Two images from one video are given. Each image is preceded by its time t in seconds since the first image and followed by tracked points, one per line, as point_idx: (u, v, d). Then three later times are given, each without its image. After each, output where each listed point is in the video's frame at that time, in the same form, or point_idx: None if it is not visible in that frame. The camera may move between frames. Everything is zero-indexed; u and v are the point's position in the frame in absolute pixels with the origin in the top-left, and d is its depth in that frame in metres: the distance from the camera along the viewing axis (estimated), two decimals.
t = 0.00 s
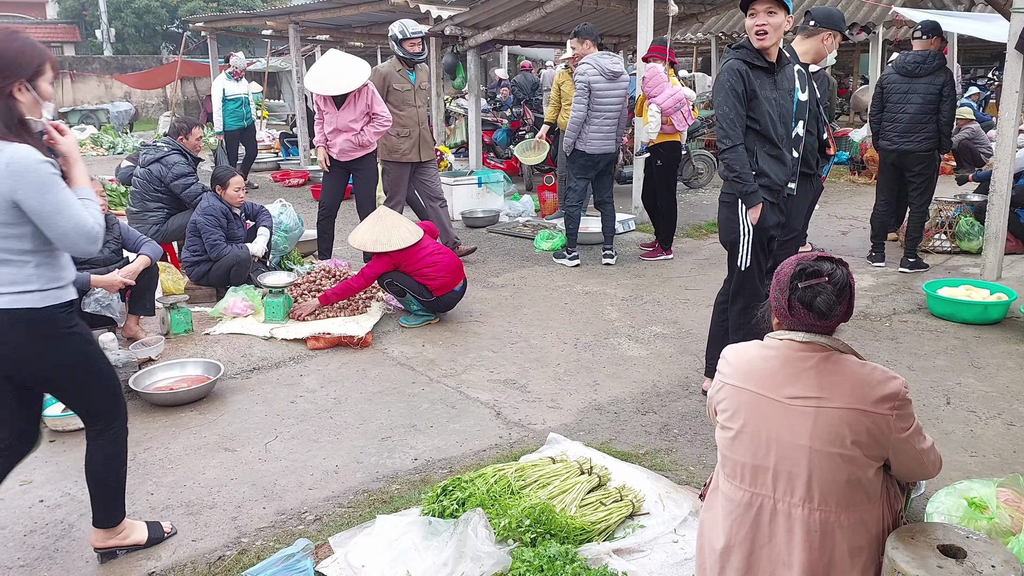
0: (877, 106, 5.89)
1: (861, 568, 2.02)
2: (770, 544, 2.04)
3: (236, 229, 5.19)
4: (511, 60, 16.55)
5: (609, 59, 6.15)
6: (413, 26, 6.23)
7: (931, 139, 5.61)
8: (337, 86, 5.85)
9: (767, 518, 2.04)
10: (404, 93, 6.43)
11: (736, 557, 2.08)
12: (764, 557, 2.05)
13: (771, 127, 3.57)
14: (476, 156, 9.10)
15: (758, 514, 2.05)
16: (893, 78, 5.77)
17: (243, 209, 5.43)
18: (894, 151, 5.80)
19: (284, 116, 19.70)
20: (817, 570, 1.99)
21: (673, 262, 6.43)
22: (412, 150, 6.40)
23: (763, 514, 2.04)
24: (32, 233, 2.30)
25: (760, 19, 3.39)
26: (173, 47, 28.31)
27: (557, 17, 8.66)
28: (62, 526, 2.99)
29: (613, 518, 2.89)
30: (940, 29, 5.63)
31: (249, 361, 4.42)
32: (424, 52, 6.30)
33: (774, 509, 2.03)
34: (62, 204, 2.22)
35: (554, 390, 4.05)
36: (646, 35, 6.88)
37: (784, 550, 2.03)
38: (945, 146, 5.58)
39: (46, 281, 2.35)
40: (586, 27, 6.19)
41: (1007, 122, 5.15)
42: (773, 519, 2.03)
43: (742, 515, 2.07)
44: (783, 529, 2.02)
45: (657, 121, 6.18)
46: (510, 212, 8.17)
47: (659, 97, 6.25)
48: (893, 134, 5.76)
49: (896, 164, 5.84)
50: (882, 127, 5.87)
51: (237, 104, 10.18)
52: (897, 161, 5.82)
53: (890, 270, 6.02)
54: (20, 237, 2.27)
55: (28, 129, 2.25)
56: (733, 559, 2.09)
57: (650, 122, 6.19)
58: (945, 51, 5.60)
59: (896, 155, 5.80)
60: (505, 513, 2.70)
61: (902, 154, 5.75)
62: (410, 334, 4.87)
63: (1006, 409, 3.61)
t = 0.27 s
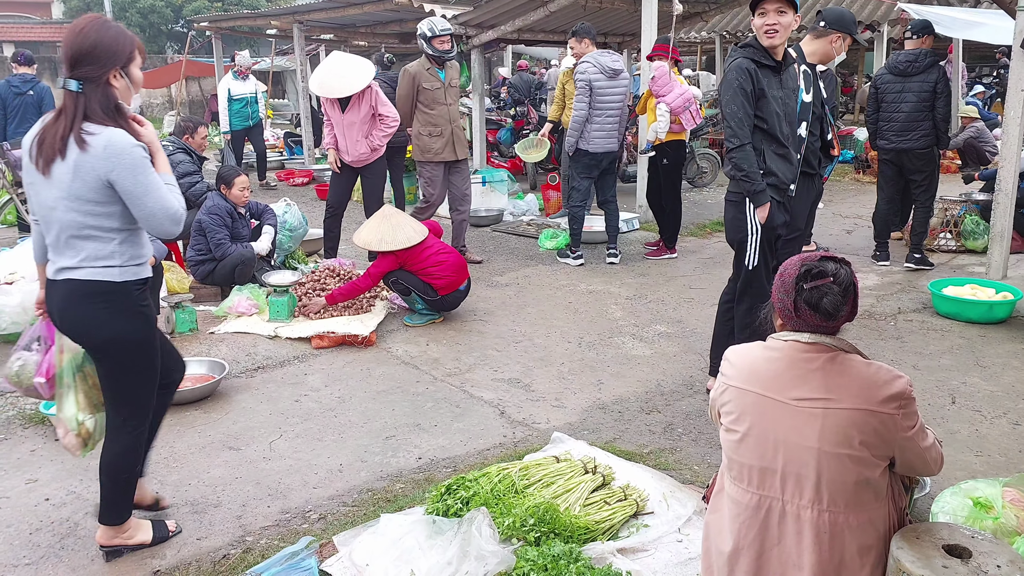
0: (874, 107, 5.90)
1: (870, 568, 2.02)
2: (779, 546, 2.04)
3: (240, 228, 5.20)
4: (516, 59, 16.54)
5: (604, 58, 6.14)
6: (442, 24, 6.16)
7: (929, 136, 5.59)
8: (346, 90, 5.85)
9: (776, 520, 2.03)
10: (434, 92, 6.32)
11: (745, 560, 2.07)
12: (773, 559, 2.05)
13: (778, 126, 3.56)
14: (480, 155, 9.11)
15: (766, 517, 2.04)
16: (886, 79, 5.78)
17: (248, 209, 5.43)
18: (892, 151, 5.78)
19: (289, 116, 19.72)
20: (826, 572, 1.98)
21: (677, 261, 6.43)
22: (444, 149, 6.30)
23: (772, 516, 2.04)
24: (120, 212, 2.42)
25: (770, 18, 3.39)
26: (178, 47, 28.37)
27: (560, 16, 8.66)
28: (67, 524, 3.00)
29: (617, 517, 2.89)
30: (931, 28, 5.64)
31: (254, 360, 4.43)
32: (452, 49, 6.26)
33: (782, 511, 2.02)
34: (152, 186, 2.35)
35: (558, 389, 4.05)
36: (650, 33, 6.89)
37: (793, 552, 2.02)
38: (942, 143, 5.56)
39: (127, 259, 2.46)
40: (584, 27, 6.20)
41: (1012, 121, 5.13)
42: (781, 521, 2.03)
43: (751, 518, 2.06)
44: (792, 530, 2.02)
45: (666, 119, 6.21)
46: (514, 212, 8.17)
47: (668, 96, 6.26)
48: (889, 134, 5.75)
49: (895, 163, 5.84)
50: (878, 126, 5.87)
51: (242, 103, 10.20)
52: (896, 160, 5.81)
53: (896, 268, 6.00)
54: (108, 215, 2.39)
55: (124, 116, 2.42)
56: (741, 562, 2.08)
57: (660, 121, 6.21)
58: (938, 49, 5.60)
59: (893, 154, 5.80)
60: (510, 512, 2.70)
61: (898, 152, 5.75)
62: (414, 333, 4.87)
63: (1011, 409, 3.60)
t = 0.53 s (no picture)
0: (875, 106, 5.89)
1: (874, 570, 2.01)
2: (782, 547, 2.04)
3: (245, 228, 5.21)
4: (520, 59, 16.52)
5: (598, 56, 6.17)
6: (465, 21, 6.11)
7: (929, 135, 5.58)
8: (341, 81, 5.84)
9: (779, 521, 2.03)
10: (456, 90, 6.26)
11: (749, 561, 2.07)
12: (776, 560, 2.05)
13: (783, 126, 3.56)
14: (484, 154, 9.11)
15: (769, 518, 2.04)
16: (887, 77, 5.78)
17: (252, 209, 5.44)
18: (893, 150, 5.77)
19: (294, 116, 19.75)
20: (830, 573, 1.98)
21: (681, 261, 6.42)
22: (463, 148, 6.28)
23: (775, 517, 2.03)
24: (196, 211, 2.57)
25: (775, 19, 3.38)
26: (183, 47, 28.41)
27: (564, 16, 8.66)
28: (72, 523, 3.01)
29: (620, 517, 2.89)
30: (932, 28, 5.67)
31: (258, 360, 4.44)
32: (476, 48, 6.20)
33: (786, 512, 2.02)
34: (222, 187, 2.49)
35: (562, 388, 4.05)
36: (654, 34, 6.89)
37: (797, 553, 2.02)
38: (944, 142, 5.54)
39: (202, 256, 2.62)
40: (575, 30, 6.32)
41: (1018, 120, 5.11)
42: (785, 522, 2.03)
43: (754, 519, 2.06)
44: (795, 531, 2.01)
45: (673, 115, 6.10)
46: (517, 211, 8.17)
47: (675, 96, 6.32)
48: (890, 133, 5.74)
49: (897, 163, 5.83)
50: (880, 125, 5.86)
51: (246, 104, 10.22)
52: (898, 159, 5.79)
53: (901, 268, 5.99)
54: (185, 215, 2.56)
55: (198, 121, 2.55)
56: (745, 563, 2.08)
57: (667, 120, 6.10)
58: (939, 49, 5.59)
59: (895, 152, 5.78)
60: (513, 512, 2.70)
61: (899, 151, 5.74)
62: (418, 333, 4.87)
63: (1017, 409, 3.59)
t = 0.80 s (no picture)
0: (882, 105, 5.88)
1: (876, 570, 2.01)
2: (785, 547, 2.04)
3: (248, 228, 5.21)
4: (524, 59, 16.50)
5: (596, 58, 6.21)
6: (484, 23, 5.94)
7: (936, 136, 5.56)
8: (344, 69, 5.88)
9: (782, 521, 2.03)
10: (475, 95, 6.02)
11: (751, 560, 2.07)
12: (778, 560, 2.05)
13: (788, 126, 3.55)
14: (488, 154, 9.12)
15: (772, 517, 2.04)
16: (895, 76, 5.77)
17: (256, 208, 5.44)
18: (899, 150, 5.76)
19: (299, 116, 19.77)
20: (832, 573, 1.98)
21: (685, 261, 6.41)
22: (483, 154, 6.03)
23: (778, 516, 2.03)
24: (269, 194, 2.73)
25: (779, 19, 3.38)
26: (188, 47, 28.45)
27: (568, 16, 8.65)
28: (77, 522, 3.02)
29: (624, 517, 2.89)
30: (943, 27, 5.62)
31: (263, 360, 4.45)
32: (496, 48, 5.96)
33: (789, 512, 2.02)
34: (290, 169, 2.65)
35: (566, 389, 4.05)
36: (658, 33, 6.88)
37: (800, 553, 2.01)
38: (951, 142, 5.52)
39: (271, 240, 2.78)
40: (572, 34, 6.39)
41: None
42: (787, 522, 2.02)
43: (757, 518, 2.06)
44: (798, 531, 2.01)
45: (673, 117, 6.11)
46: (521, 211, 8.18)
47: (677, 97, 6.33)
48: (896, 132, 5.73)
49: (903, 162, 5.81)
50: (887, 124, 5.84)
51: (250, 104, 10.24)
52: (904, 158, 5.77)
53: (905, 267, 5.97)
54: (259, 197, 2.72)
55: (266, 110, 2.73)
56: (747, 562, 2.08)
57: (669, 120, 6.11)
58: (948, 49, 5.58)
59: (902, 152, 5.76)
60: (517, 512, 2.70)
61: (906, 151, 5.72)
62: (422, 333, 4.88)
63: (1022, 409, 3.58)
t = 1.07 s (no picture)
0: (891, 103, 5.84)
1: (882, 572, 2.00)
2: (790, 546, 2.03)
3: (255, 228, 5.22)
4: (530, 59, 16.48)
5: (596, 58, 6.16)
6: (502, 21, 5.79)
7: (947, 136, 5.56)
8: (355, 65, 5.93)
9: (788, 520, 2.02)
10: (493, 94, 6.02)
11: (755, 558, 2.07)
12: (783, 558, 2.04)
13: (795, 126, 3.54)
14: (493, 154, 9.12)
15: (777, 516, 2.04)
16: (909, 74, 5.72)
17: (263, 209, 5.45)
18: (908, 150, 5.74)
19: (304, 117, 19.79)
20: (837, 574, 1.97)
21: (691, 261, 6.40)
22: (502, 154, 5.96)
23: (784, 515, 2.03)
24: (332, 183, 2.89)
25: (784, 19, 3.37)
26: (193, 48, 28.50)
27: (574, 16, 8.64)
28: (85, 521, 3.03)
29: (630, 518, 2.89)
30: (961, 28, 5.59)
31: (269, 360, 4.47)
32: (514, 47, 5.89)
33: (794, 511, 2.01)
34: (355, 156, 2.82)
35: (571, 389, 4.05)
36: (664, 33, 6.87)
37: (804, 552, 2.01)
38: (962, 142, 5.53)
39: (336, 227, 2.93)
40: (580, 33, 6.42)
41: None
42: (793, 522, 2.02)
43: (762, 517, 2.06)
44: (803, 531, 2.01)
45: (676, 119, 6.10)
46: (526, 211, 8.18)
47: (678, 98, 6.23)
48: (907, 131, 5.71)
49: (912, 162, 5.78)
50: (897, 123, 5.81)
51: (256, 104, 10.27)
52: (913, 158, 5.74)
53: (912, 267, 5.95)
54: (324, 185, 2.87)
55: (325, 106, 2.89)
56: (752, 560, 2.08)
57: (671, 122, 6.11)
58: (966, 51, 5.55)
59: (911, 152, 5.73)
60: (522, 512, 2.70)
61: (916, 151, 5.69)
62: (427, 333, 4.88)
63: None
